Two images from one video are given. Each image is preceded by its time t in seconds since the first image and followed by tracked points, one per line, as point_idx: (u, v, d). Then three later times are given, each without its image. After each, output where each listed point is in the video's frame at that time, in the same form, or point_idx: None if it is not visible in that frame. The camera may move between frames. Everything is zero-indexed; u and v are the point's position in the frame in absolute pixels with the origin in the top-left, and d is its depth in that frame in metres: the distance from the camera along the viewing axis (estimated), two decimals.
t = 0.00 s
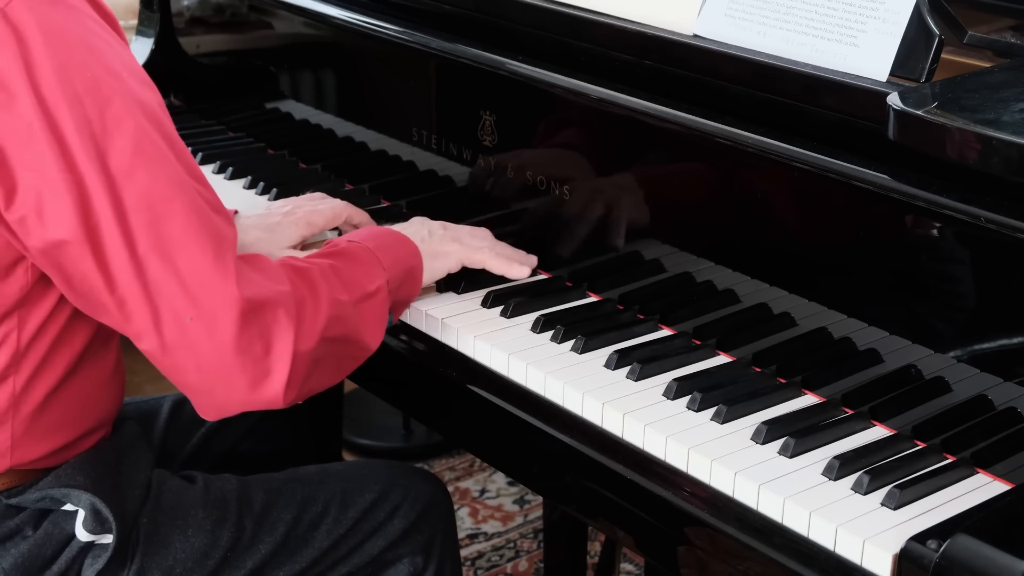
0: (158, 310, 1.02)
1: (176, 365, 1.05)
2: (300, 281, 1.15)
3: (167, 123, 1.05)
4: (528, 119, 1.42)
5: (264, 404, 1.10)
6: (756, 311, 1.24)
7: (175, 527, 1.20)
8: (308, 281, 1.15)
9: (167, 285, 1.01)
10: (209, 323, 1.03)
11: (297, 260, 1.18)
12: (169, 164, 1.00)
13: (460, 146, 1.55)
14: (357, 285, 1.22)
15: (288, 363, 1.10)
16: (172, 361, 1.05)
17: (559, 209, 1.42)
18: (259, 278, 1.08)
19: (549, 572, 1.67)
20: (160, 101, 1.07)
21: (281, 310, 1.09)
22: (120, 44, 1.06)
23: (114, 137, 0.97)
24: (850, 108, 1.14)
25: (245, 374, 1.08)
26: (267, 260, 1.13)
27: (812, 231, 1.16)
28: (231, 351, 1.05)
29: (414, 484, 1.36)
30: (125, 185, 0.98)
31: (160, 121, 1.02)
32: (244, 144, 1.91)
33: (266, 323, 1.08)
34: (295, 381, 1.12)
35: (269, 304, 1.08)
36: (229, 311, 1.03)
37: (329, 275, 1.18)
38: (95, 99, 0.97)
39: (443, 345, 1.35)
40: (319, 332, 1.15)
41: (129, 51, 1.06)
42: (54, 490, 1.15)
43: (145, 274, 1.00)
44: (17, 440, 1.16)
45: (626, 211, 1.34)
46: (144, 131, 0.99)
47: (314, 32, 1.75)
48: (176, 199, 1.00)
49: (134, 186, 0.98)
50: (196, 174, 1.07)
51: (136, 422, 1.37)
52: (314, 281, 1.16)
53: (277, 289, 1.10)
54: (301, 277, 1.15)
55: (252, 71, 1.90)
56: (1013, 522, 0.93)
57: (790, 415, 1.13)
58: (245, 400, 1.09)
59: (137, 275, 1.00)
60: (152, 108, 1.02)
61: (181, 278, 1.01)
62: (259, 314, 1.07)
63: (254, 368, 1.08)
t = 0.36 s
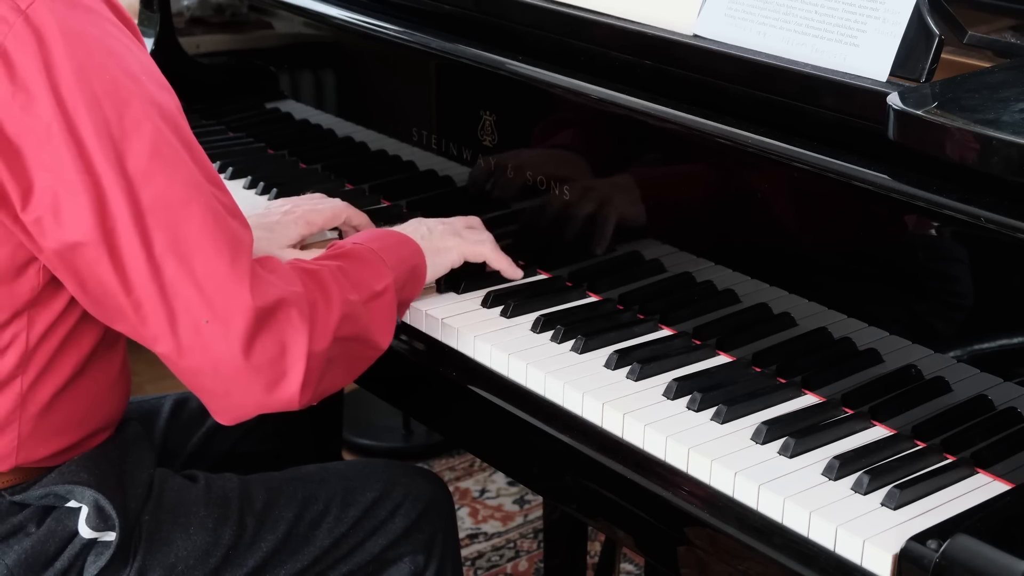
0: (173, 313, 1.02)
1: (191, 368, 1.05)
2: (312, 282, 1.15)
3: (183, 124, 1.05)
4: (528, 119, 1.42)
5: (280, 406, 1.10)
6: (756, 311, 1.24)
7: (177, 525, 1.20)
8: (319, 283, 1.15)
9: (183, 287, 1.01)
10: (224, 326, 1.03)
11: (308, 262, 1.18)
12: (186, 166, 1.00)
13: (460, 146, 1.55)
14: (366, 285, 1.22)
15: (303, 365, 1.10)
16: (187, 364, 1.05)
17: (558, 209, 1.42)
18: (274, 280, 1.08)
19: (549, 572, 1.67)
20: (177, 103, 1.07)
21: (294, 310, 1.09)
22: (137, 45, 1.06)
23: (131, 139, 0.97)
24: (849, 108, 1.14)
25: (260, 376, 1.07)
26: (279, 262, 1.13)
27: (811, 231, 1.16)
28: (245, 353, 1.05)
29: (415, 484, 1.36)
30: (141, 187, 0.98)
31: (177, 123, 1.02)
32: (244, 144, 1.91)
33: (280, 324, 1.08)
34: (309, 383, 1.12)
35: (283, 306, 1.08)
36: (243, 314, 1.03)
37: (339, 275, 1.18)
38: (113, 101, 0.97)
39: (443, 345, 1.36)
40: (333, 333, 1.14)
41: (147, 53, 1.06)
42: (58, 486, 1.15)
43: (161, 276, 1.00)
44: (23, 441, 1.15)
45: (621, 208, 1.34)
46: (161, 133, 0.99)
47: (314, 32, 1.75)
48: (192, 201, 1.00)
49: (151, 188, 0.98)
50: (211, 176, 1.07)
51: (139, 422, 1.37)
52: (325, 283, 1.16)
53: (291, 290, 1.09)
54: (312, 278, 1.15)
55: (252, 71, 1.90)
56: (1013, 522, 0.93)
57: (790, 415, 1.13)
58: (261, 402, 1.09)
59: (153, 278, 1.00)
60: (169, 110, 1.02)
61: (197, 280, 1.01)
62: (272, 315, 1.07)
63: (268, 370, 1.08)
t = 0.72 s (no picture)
0: (174, 309, 1.01)
1: (193, 365, 1.05)
2: (315, 275, 1.15)
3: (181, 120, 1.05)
4: (528, 118, 1.42)
5: (283, 399, 1.10)
6: (756, 311, 1.24)
7: (177, 525, 1.20)
8: (322, 275, 1.15)
9: (183, 283, 1.00)
10: (225, 320, 1.03)
11: (311, 256, 1.18)
12: (182, 161, 1.00)
13: (460, 146, 1.55)
14: (371, 278, 1.22)
15: (305, 358, 1.10)
16: (189, 361, 1.05)
17: (558, 209, 1.42)
18: (274, 273, 1.08)
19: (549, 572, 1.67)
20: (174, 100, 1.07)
21: (296, 303, 1.09)
22: (133, 43, 1.06)
23: (126, 135, 0.97)
24: (850, 108, 1.14)
25: (263, 369, 1.07)
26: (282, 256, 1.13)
27: (812, 232, 1.16)
28: (247, 347, 1.05)
29: (414, 484, 1.36)
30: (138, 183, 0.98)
31: (173, 119, 1.02)
32: (244, 144, 1.91)
33: (280, 318, 1.08)
34: (312, 375, 1.12)
35: (284, 299, 1.08)
36: (244, 307, 1.03)
37: (343, 268, 1.18)
38: (108, 98, 0.97)
39: (443, 345, 1.36)
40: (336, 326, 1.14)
41: (143, 51, 1.06)
42: (57, 486, 1.15)
43: (160, 273, 1.00)
44: (22, 441, 1.15)
45: (617, 203, 1.35)
46: (157, 128, 0.99)
47: (314, 32, 1.75)
48: (190, 196, 1.00)
49: (148, 184, 0.98)
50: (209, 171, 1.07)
51: (138, 422, 1.37)
52: (328, 276, 1.16)
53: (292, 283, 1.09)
54: (315, 272, 1.15)
55: (252, 70, 1.90)
56: (1013, 522, 0.93)
57: (790, 415, 1.13)
58: (265, 395, 1.09)
59: (153, 274, 1.00)
60: (165, 105, 1.01)
61: (197, 275, 1.01)
62: (274, 308, 1.07)
63: (271, 363, 1.08)
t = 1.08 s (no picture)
0: (167, 306, 1.02)
1: (187, 361, 1.05)
2: (310, 269, 1.15)
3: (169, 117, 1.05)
4: (528, 118, 1.42)
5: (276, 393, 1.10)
6: (756, 311, 1.24)
7: (175, 525, 1.20)
8: (318, 270, 1.15)
9: (175, 280, 1.01)
10: (218, 315, 1.03)
11: (308, 250, 1.18)
12: (170, 158, 1.00)
13: (460, 146, 1.55)
14: (368, 273, 1.22)
15: (298, 352, 1.10)
16: (183, 357, 1.05)
17: (559, 209, 1.42)
18: (267, 269, 1.08)
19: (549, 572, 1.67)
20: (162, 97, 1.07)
21: (289, 297, 1.09)
22: (119, 42, 1.06)
23: (114, 133, 0.97)
24: (850, 108, 1.14)
25: (256, 364, 1.07)
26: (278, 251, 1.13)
27: (812, 232, 1.16)
28: (239, 342, 1.05)
29: (413, 484, 1.36)
30: (128, 181, 0.98)
31: (161, 116, 1.02)
32: (244, 144, 1.91)
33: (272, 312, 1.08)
34: (306, 369, 1.12)
35: (276, 294, 1.08)
36: (235, 302, 1.03)
37: (339, 263, 1.19)
38: (95, 96, 0.97)
39: (443, 345, 1.36)
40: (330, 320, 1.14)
41: (129, 49, 1.06)
42: (55, 487, 1.15)
43: (151, 270, 1.00)
44: (18, 441, 1.16)
45: (614, 202, 1.35)
46: (145, 126, 0.99)
47: (314, 32, 1.75)
48: (179, 193, 1.00)
49: (137, 182, 0.98)
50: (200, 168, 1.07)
51: (136, 421, 1.37)
52: (323, 271, 1.16)
53: (285, 279, 1.09)
54: (311, 267, 1.15)
55: (252, 70, 1.90)
56: (1012, 522, 0.93)
57: (790, 415, 1.13)
58: (258, 390, 1.09)
59: (144, 272, 1.00)
60: (152, 103, 1.01)
61: (188, 272, 1.01)
62: (266, 303, 1.07)
63: (264, 357, 1.08)
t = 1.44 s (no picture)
0: (164, 304, 1.02)
1: (186, 358, 1.05)
2: (310, 262, 1.15)
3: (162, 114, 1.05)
4: (528, 118, 1.42)
5: (276, 387, 1.10)
6: (756, 310, 1.24)
7: (174, 526, 1.20)
8: (318, 264, 1.15)
9: (171, 278, 1.01)
10: (216, 311, 1.03)
11: (309, 244, 1.18)
12: (163, 156, 1.00)
13: (460, 146, 1.55)
14: (370, 267, 1.22)
15: (298, 346, 1.10)
16: (182, 354, 1.05)
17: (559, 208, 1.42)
18: (265, 264, 1.08)
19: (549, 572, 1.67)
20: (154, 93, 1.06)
21: (288, 291, 1.09)
22: (109, 39, 1.06)
23: (106, 132, 0.97)
24: (850, 108, 1.13)
25: (254, 358, 1.07)
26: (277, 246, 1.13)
27: (811, 231, 1.16)
28: (237, 337, 1.05)
29: (412, 484, 1.36)
30: (121, 181, 0.98)
31: (153, 114, 1.01)
32: (244, 145, 1.90)
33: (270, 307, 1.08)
34: (306, 363, 1.12)
35: (274, 288, 1.08)
36: (232, 298, 1.03)
37: (341, 257, 1.18)
38: (85, 97, 0.96)
39: (443, 345, 1.36)
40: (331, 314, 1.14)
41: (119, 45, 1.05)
42: (52, 488, 1.15)
43: (148, 268, 1.00)
44: (15, 441, 1.16)
45: (614, 202, 1.35)
46: (137, 124, 0.98)
47: (314, 32, 1.75)
48: (173, 191, 1.00)
49: (130, 181, 0.98)
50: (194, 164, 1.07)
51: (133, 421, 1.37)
52: (323, 264, 1.16)
53: (283, 274, 1.09)
54: (311, 260, 1.15)
55: (252, 71, 1.90)
56: (1013, 522, 0.93)
57: (790, 415, 1.13)
58: (258, 384, 1.09)
59: (140, 270, 1.00)
60: (144, 101, 1.01)
61: (184, 270, 1.01)
62: (264, 298, 1.08)
63: (263, 351, 1.08)
